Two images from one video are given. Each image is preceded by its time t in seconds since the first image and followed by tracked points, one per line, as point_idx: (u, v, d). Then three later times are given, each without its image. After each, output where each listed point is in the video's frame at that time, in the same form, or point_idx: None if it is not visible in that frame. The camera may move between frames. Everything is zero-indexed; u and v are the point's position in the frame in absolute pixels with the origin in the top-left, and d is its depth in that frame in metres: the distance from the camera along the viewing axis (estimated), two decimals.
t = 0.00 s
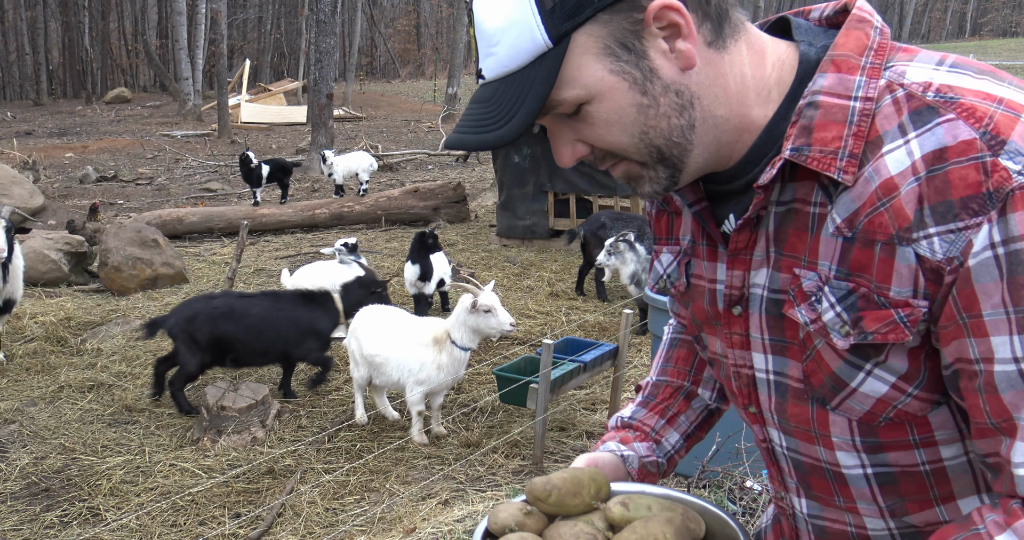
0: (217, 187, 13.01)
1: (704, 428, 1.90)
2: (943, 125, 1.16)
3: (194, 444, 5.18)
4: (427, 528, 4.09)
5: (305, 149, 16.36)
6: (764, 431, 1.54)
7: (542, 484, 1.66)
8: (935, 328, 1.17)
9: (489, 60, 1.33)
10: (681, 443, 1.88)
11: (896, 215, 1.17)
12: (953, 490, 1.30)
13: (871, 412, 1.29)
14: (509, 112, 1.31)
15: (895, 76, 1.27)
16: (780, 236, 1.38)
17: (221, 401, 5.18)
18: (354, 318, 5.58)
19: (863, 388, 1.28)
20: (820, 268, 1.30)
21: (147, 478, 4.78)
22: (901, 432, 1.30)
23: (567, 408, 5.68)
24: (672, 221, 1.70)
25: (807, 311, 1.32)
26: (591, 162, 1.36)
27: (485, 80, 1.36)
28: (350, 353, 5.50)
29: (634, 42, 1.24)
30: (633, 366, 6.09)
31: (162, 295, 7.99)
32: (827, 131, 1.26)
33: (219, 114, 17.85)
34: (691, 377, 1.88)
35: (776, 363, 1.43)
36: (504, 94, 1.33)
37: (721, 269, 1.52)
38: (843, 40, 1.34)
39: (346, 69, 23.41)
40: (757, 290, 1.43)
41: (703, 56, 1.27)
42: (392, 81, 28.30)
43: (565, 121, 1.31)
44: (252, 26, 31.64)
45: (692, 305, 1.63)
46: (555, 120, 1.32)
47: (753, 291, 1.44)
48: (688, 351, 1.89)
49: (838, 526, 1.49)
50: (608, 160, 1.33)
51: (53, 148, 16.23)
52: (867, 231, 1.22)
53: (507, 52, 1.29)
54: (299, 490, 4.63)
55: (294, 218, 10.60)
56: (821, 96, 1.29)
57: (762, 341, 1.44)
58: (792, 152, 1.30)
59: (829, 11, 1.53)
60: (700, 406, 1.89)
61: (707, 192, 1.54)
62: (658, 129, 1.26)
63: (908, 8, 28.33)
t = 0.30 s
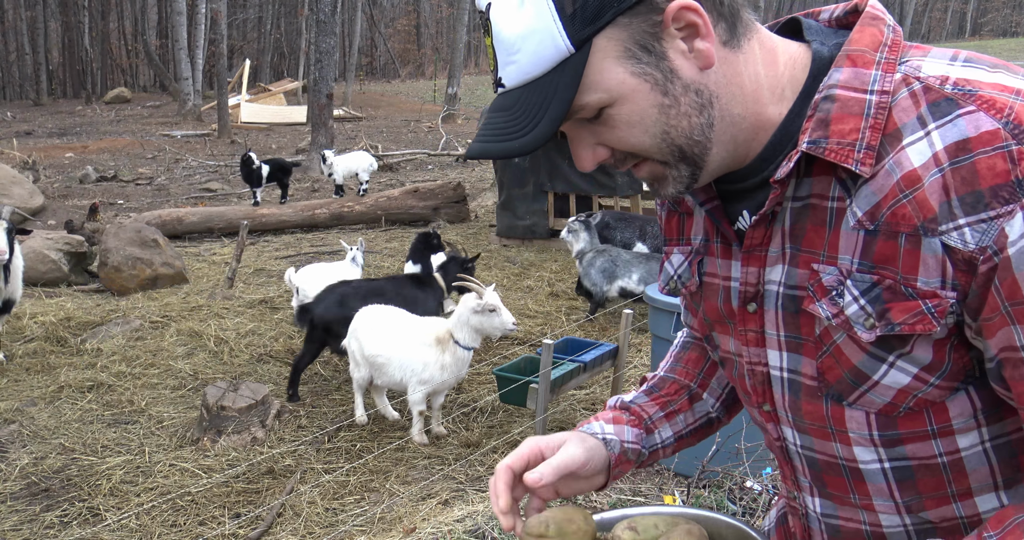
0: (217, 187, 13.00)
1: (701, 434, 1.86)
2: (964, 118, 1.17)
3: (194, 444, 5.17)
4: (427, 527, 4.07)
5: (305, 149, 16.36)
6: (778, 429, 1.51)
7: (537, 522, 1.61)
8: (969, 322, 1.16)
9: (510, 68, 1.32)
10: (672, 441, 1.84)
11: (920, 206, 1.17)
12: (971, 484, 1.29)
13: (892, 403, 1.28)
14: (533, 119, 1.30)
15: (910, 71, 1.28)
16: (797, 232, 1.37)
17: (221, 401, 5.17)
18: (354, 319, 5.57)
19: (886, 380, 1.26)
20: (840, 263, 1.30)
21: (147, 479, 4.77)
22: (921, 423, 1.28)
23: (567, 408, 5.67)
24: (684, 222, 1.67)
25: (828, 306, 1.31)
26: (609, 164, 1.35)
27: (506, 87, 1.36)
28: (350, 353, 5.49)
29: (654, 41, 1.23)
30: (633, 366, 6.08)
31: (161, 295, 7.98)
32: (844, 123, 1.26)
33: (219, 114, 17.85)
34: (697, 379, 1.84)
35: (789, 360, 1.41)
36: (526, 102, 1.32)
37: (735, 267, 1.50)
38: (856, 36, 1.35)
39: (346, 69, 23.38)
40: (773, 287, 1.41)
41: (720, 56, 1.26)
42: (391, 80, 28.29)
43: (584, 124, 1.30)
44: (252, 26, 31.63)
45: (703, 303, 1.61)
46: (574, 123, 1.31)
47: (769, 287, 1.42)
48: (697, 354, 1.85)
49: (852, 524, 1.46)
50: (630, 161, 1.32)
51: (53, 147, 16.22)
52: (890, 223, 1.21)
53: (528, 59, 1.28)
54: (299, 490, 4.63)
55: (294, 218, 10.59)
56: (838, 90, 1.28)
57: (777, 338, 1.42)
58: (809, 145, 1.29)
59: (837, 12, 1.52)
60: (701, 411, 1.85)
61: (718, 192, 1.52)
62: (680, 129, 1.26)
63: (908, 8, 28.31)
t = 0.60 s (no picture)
0: (217, 187, 13.00)
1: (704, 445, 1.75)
2: (973, 118, 1.17)
3: (194, 444, 5.16)
4: (427, 528, 4.07)
5: (305, 149, 16.36)
6: (782, 423, 1.50)
7: None
8: (975, 320, 1.15)
9: (529, 60, 1.32)
10: (680, 452, 1.71)
11: (927, 205, 1.17)
12: (972, 482, 1.28)
13: (895, 396, 1.28)
14: (556, 111, 1.29)
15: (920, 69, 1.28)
16: (804, 228, 1.36)
17: (221, 401, 5.16)
18: (354, 319, 5.56)
19: (890, 376, 1.27)
20: (847, 259, 1.29)
21: (147, 479, 4.77)
22: (923, 417, 1.27)
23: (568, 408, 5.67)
24: (696, 213, 1.66)
25: (834, 302, 1.31)
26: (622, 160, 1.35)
27: (524, 79, 1.35)
28: (351, 353, 5.49)
29: (674, 33, 1.23)
30: (633, 366, 6.07)
31: (162, 295, 7.99)
32: (852, 121, 1.26)
33: (219, 114, 17.85)
34: (700, 386, 1.75)
35: (794, 354, 1.41)
36: (547, 94, 1.31)
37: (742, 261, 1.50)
38: (868, 34, 1.35)
39: (346, 69, 23.37)
40: (778, 282, 1.41)
41: (738, 51, 1.26)
42: (391, 81, 28.33)
43: (598, 119, 1.30)
44: (252, 26, 31.64)
45: (711, 295, 1.60)
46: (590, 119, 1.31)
47: (774, 282, 1.42)
48: (699, 360, 1.77)
49: (854, 518, 1.45)
50: (645, 156, 1.32)
51: (53, 148, 16.21)
52: (898, 221, 1.21)
53: (549, 51, 1.28)
54: (299, 490, 4.62)
55: (294, 218, 10.59)
56: (847, 88, 1.28)
57: (783, 332, 1.42)
58: (817, 142, 1.29)
59: (851, 8, 1.52)
60: (705, 421, 1.75)
61: (727, 186, 1.51)
62: (697, 123, 1.26)
63: (909, 9, 28.29)
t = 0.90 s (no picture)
0: (217, 187, 13.00)
1: (689, 435, 1.72)
2: (979, 118, 1.18)
3: (194, 444, 5.17)
4: (426, 528, 4.07)
5: (305, 149, 16.36)
6: (785, 427, 1.51)
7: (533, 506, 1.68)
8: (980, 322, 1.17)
9: (535, 65, 1.33)
10: (659, 438, 1.70)
11: (933, 206, 1.18)
12: (977, 484, 1.29)
13: (900, 399, 1.28)
14: (562, 116, 1.29)
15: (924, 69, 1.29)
16: (808, 230, 1.37)
17: (221, 401, 5.17)
18: (354, 319, 5.56)
19: (894, 378, 1.27)
20: (851, 261, 1.30)
21: (147, 478, 4.77)
22: (928, 419, 1.28)
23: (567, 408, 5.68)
24: (695, 218, 1.67)
25: (838, 304, 1.31)
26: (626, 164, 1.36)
27: (528, 86, 1.36)
28: (351, 354, 5.49)
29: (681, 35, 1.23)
30: (633, 366, 6.08)
31: (162, 295, 8.00)
32: (858, 121, 1.26)
33: (219, 114, 17.86)
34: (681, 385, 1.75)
35: (797, 357, 1.41)
36: (553, 100, 1.32)
37: (743, 264, 1.51)
38: (871, 35, 1.36)
39: (346, 69, 23.37)
40: (782, 284, 1.42)
41: (744, 54, 1.27)
42: (391, 81, 28.36)
43: (603, 122, 1.30)
44: (252, 26, 31.65)
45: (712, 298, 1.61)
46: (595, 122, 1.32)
47: (777, 284, 1.42)
48: (686, 361, 1.78)
49: (858, 522, 1.45)
50: (648, 159, 1.33)
51: (52, 147, 16.21)
52: (903, 222, 1.22)
53: (556, 58, 1.28)
54: (299, 490, 4.63)
55: (294, 218, 10.60)
56: (851, 89, 1.29)
57: (785, 335, 1.42)
58: (822, 143, 1.30)
59: (851, 9, 1.53)
60: (685, 410, 1.73)
61: (729, 188, 1.52)
62: (703, 127, 1.26)
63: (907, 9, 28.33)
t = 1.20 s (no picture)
0: (217, 187, 13.00)
1: (665, 439, 1.73)
2: (978, 122, 1.18)
3: (194, 444, 5.17)
4: (426, 528, 4.07)
5: (305, 149, 16.36)
6: (784, 431, 1.51)
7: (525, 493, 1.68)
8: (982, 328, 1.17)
9: (533, 44, 1.25)
10: (637, 441, 1.70)
11: (932, 211, 1.18)
12: (979, 487, 1.29)
13: (901, 403, 1.28)
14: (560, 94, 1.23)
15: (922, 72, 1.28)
16: (806, 235, 1.36)
17: (221, 401, 5.17)
18: (354, 319, 5.55)
19: (895, 383, 1.27)
20: (850, 265, 1.30)
21: (147, 479, 4.77)
22: (929, 423, 1.28)
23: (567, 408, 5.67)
24: (694, 219, 1.66)
25: (838, 309, 1.31)
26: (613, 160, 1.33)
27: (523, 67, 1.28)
28: (351, 354, 5.49)
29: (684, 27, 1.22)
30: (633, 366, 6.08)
31: (162, 295, 8.00)
32: (855, 125, 1.26)
33: (219, 114, 17.86)
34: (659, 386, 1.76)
35: (796, 362, 1.41)
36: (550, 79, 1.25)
37: (741, 267, 1.50)
38: (870, 36, 1.35)
39: (346, 69, 23.37)
40: (780, 288, 1.41)
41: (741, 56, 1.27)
42: (391, 81, 28.38)
43: (595, 113, 1.27)
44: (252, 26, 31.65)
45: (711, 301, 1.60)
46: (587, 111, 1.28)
47: (776, 289, 1.42)
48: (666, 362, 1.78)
49: (858, 527, 1.45)
50: (638, 154, 1.31)
51: (53, 147, 16.21)
52: (902, 227, 1.21)
53: (556, 35, 1.22)
54: (299, 490, 4.63)
55: (294, 218, 10.61)
56: (849, 91, 1.29)
57: (785, 339, 1.42)
58: (819, 147, 1.29)
59: (851, 11, 1.53)
60: (664, 413, 1.73)
61: (728, 191, 1.52)
62: (695, 127, 1.25)
63: (907, 9, 28.34)
